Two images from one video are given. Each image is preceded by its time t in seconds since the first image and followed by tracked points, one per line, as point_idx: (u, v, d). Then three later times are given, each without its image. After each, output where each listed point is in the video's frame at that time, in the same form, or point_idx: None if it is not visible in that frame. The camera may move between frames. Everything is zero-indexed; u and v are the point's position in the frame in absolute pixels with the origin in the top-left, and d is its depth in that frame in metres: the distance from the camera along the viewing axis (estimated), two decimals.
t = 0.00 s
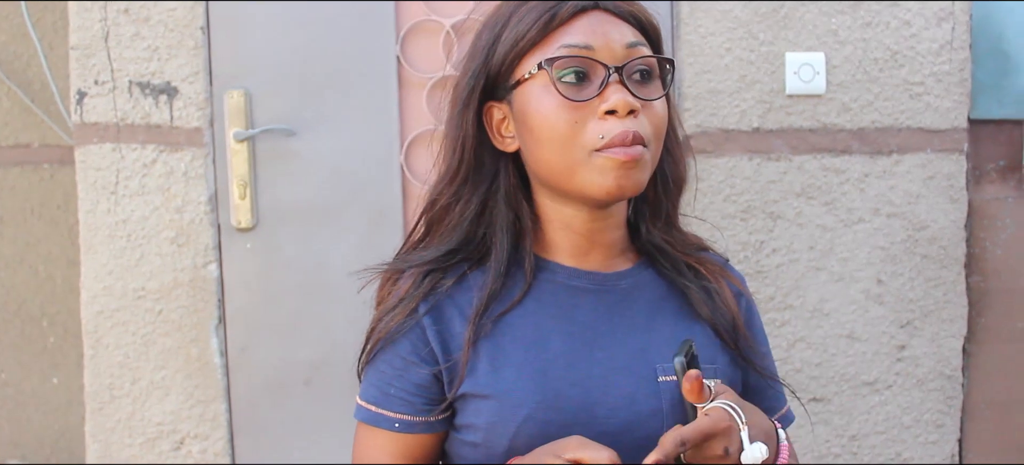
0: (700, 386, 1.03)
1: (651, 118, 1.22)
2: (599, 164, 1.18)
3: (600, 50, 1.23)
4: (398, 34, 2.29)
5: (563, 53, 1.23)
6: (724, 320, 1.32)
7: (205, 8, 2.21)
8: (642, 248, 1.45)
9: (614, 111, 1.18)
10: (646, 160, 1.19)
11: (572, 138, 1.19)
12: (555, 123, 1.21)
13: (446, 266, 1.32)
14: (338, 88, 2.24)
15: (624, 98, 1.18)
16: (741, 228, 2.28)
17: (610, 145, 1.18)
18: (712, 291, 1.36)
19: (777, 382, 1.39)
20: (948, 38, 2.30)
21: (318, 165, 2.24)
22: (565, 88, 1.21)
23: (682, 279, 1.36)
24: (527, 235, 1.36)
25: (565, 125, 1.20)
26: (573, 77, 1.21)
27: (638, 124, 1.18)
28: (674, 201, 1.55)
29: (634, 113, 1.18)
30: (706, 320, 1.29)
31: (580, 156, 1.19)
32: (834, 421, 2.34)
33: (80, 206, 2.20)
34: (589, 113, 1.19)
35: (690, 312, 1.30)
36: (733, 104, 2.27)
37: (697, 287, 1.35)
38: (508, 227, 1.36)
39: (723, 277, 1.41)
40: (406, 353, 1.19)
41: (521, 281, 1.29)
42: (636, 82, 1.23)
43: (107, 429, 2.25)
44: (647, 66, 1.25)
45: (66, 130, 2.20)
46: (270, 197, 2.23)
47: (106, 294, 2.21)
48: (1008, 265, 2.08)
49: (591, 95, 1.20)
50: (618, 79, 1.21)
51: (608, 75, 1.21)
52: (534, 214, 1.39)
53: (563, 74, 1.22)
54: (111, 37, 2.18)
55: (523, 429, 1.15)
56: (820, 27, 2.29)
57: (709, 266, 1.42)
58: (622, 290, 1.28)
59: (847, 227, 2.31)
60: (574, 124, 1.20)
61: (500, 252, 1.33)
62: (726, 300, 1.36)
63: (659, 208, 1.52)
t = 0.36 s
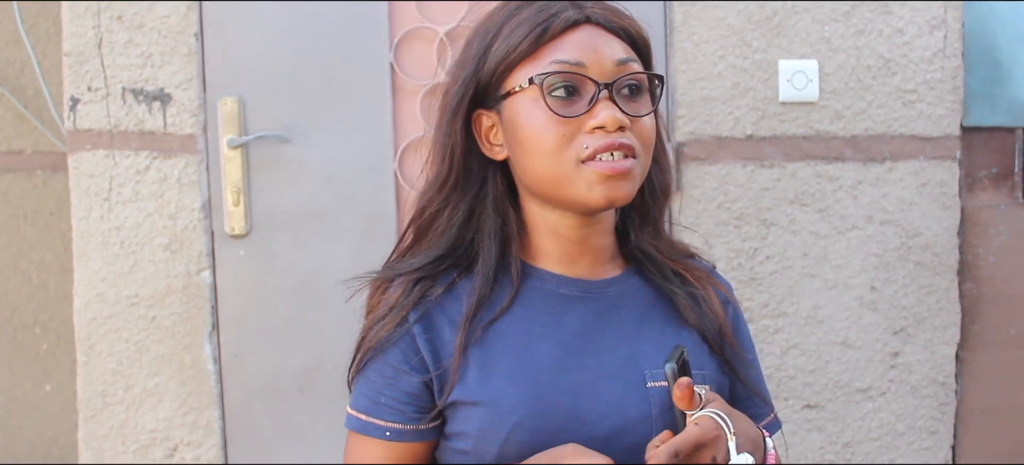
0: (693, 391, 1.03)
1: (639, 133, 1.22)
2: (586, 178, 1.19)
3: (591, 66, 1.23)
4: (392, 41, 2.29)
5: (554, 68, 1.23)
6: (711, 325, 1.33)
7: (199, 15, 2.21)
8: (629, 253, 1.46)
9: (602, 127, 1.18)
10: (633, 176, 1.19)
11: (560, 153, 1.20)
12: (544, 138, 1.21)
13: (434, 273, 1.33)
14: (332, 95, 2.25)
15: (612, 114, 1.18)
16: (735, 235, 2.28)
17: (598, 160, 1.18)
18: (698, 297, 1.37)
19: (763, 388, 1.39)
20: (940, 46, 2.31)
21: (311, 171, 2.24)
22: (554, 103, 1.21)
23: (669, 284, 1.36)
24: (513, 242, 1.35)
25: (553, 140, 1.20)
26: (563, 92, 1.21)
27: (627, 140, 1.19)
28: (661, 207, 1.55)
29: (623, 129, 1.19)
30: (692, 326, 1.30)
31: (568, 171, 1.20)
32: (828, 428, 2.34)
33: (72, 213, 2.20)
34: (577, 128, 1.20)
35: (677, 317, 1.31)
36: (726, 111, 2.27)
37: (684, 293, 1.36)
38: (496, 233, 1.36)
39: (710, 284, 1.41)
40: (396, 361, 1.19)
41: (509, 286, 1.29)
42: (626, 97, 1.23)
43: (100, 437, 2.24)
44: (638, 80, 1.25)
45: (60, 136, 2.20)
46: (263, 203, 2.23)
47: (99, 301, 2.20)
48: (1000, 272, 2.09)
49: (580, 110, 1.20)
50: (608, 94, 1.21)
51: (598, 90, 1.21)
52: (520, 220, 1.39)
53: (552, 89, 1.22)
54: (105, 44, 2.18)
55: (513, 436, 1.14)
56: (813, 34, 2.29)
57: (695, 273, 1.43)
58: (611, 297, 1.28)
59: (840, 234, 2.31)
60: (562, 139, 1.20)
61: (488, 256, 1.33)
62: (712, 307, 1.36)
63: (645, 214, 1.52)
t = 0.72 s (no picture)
0: (741, 396, 1.09)
1: (633, 151, 1.22)
2: (578, 198, 1.20)
3: (587, 86, 1.22)
4: (393, 43, 2.29)
5: (549, 87, 1.22)
6: (704, 325, 1.35)
7: (199, 16, 2.21)
8: (623, 252, 1.46)
9: (595, 150, 1.18)
10: (623, 197, 1.20)
11: (552, 172, 1.21)
12: (538, 157, 1.21)
13: (432, 275, 1.33)
14: (331, 97, 2.25)
15: (606, 137, 1.18)
16: (734, 237, 2.28)
17: (589, 181, 1.19)
18: (691, 297, 1.38)
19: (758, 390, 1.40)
20: (941, 49, 2.31)
21: (312, 173, 2.24)
22: (548, 123, 1.21)
23: (662, 283, 1.38)
24: (509, 246, 1.35)
25: (546, 159, 1.21)
26: (557, 112, 1.21)
27: (619, 162, 1.19)
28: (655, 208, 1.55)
29: (616, 151, 1.19)
30: (687, 326, 1.31)
31: (560, 190, 1.21)
32: (828, 431, 2.34)
33: (71, 215, 2.19)
34: (571, 149, 1.20)
35: (671, 317, 1.32)
36: (726, 114, 2.27)
37: (677, 292, 1.37)
38: (492, 235, 1.37)
39: (703, 286, 1.42)
40: (394, 363, 1.18)
41: (504, 286, 1.30)
42: (620, 116, 1.22)
43: (99, 439, 2.24)
44: (633, 98, 1.24)
45: (60, 138, 2.20)
46: (263, 205, 2.23)
47: (98, 303, 2.20)
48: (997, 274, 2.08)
49: (574, 131, 1.20)
50: (602, 115, 1.20)
51: (592, 111, 1.20)
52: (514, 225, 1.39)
53: (547, 109, 1.21)
54: (105, 45, 2.18)
55: (513, 436, 1.14)
56: (814, 37, 2.29)
57: (689, 274, 1.44)
58: (608, 298, 1.29)
59: (840, 237, 2.31)
60: (555, 159, 1.20)
61: (484, 258, 1.33)
62: (705, 307, 1.37)
63: (639, 214, 1.53)
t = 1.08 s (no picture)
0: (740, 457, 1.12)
1: (617, 180, 1.21)
2: (557, 226, 1.21)
3: (573, 118, 1.18)
4: (393, 41, 2.29)
5: (534, 118, 1.19)
6: (697, 321, 1.35)
7: (198, 15, 2.20)
8: (618, 252, 1.46)
9: (575, 183, 1.17)
10: (602, 229, 1.21)
11: (533, 198, 1.21)
12: (520, 182, 1.21)
13: (430, 270, 1.33)
14: (331, 96, 2.24)
15: (587, 172, 1.17)
16: (734, 236, 2.28)
17: (568, 212, 1.19)
18: (684, 293, 1.38)
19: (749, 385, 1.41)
20: (941, 47, 2.31)
21: (312, 171, 2.24)
22: (531, 153, 1.19)
23: (656, 280, 1.38)
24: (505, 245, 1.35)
25: (528, 186, 1.21)
26: (541, 143, 1.19)
27: (600, 196, 1.19)
28: (653, 205, 1.53)
29: (597, 183, 1.18)
30: (680, 323, 1.32)
31: (540, 215, 1.22)
32: (828, 430, 2.34)
33: (70, 213, 2.19)
34: (553, 180, 1.19)
35: (665, 313, 1.33)
36: (726, 112, 2.27)
37: (670, 289, 1.37)
38: (489, 232, 1.37)
39: (696, 283, 1.43)
40: (394, 358, 1.18)
41: (499, 281, 1.30)
42: (607, 148, 1.20)
43: (98, 437, 2.24)
44: (622, 128, 1.21)
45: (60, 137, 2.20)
46: (263, 203, 2.23)
47: (98, 302, 2.20)
48: (997, 273, 2.08)
49: (557, 163, 1.18)
50: (587, 148, 1.18)
51: (577, 145, 1.18)
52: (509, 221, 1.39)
53: (531, 140, 1.19)
54: (105, 44, 2.18)
55: (512, 430, 1.15)
56: (814, 36, 2.29)
57: (682, 271, 1.44)
58: (603, 295, 1.29)
59: (840, 236, 2.31)
60: (537, 187, 1.20)
61: (482, 255, 1.35)
62: (698, 304, 1.38)
63: (633, 211, 1.52)
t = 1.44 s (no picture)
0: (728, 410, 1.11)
1: (615, 152, 1.22)
2: (557, 198, 1.21)
3: (568, 88, 1.21)
4: (393, 40, 2.29)
5: (530, 91, 1.22)
6: (693, 324, 1.36)
7: (199, 14, 2.20)
8: (614, 255, 1.46)
9: (575, 151, 1.18)
10: (604, 197, 1.21)
11: (533, 174, 1.22)
12: (520, 159, 1.23)
13: (425, 270, 1.34)
14: (331, 94, 2.25)
15: (586, 139, 1.18)
16: (735, 235, 2.27)
17: (569, 183, 1.20)
18: (680, 295, 1.38)
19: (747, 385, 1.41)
20: (941, 46, 2.31)
21: (312, 171, 2.24)
22: (529, 125, 1.22)
23: (653, 283, 1.38)
24: (504, 244, 1.36)
25: (528, 162, 1.22)
26: (538, 115, 1.22)
27: (599, 165, 1.20)
28: (649, 204, 1.54)
29: (596, 152, 1.19)
30: (674, 325, 1.32)
31: (541, 192, 1.22)
32: (828, 428, 2.34)
33: (71, 212, 2.20)
34: (551, 151, 1.21)
35: (660, 316, 1.33)
36: (727, 111, 2.27)
37: (666, 291, 1.37)
38: (485, 233, 1.38)
39: (693, 283, 1.42)
40: (388, 358, 1.19)
41: (496, 285, 1.30)
42: (602, 119, 1.22)
43: (99, 436, 2.24)
44: (616, 99, 1.24)
45: (60, 136, 2.19)
46: (264, 203, 2.23)
47: (99, 301, 2.20)
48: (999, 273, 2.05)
49: (555, 133, 1.20)
50: (583, 117, 1.20)
51: (572, 114, 1.20)
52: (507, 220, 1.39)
53: (527, 112, 1.22)
54: (105, 43, 2.18)
55: (505, 430, 1.15)
56: (814, 34, 2.29)
57: (679, 271, 1.44)
58: (597, 296, 1.30)
59: (841, 234, 2.31)
60: (536, 161, 1.21)
61: (478, 257, 1.35)
62: (693, 305, 1.38)
63: (630, 212, 1.52)
